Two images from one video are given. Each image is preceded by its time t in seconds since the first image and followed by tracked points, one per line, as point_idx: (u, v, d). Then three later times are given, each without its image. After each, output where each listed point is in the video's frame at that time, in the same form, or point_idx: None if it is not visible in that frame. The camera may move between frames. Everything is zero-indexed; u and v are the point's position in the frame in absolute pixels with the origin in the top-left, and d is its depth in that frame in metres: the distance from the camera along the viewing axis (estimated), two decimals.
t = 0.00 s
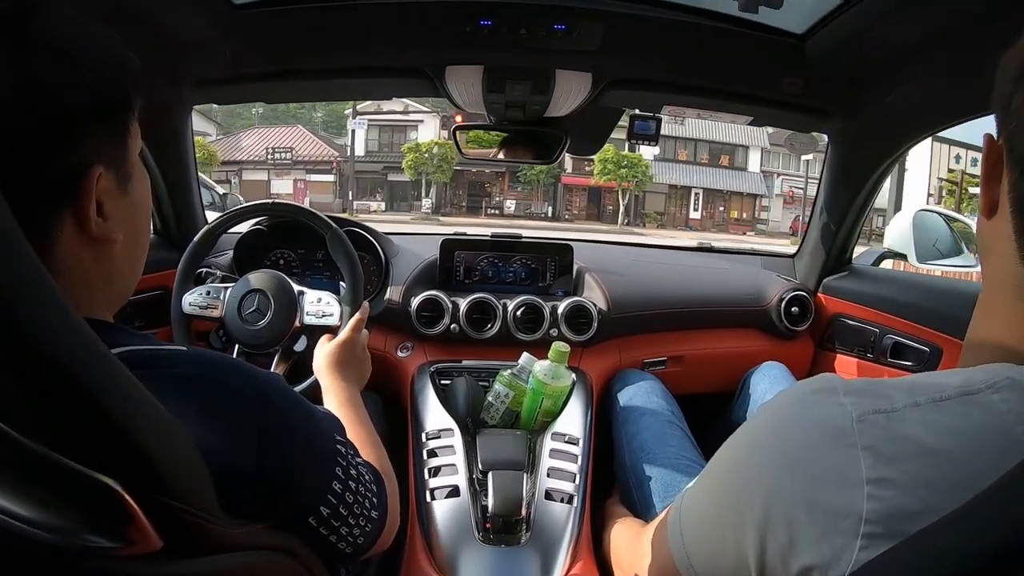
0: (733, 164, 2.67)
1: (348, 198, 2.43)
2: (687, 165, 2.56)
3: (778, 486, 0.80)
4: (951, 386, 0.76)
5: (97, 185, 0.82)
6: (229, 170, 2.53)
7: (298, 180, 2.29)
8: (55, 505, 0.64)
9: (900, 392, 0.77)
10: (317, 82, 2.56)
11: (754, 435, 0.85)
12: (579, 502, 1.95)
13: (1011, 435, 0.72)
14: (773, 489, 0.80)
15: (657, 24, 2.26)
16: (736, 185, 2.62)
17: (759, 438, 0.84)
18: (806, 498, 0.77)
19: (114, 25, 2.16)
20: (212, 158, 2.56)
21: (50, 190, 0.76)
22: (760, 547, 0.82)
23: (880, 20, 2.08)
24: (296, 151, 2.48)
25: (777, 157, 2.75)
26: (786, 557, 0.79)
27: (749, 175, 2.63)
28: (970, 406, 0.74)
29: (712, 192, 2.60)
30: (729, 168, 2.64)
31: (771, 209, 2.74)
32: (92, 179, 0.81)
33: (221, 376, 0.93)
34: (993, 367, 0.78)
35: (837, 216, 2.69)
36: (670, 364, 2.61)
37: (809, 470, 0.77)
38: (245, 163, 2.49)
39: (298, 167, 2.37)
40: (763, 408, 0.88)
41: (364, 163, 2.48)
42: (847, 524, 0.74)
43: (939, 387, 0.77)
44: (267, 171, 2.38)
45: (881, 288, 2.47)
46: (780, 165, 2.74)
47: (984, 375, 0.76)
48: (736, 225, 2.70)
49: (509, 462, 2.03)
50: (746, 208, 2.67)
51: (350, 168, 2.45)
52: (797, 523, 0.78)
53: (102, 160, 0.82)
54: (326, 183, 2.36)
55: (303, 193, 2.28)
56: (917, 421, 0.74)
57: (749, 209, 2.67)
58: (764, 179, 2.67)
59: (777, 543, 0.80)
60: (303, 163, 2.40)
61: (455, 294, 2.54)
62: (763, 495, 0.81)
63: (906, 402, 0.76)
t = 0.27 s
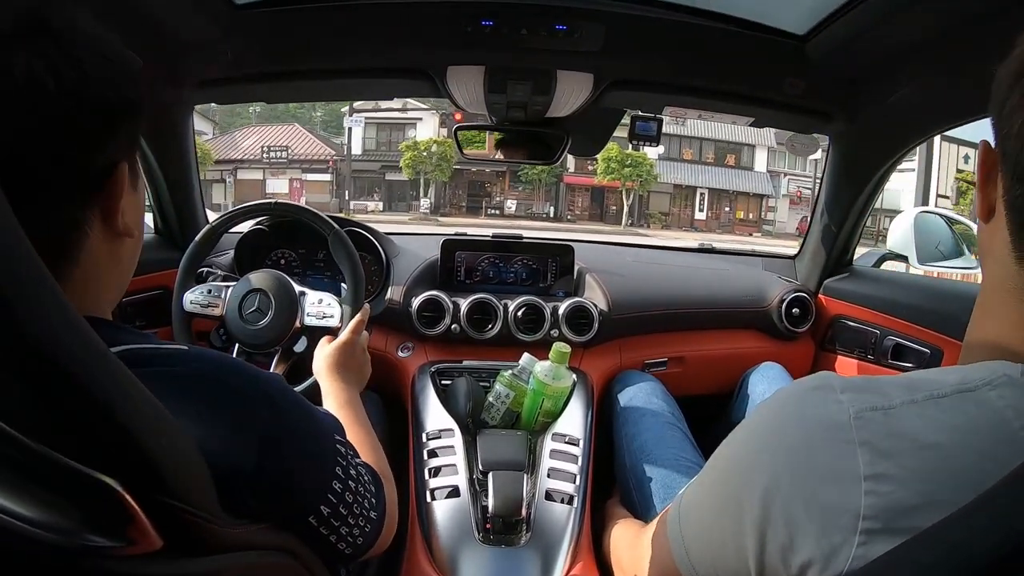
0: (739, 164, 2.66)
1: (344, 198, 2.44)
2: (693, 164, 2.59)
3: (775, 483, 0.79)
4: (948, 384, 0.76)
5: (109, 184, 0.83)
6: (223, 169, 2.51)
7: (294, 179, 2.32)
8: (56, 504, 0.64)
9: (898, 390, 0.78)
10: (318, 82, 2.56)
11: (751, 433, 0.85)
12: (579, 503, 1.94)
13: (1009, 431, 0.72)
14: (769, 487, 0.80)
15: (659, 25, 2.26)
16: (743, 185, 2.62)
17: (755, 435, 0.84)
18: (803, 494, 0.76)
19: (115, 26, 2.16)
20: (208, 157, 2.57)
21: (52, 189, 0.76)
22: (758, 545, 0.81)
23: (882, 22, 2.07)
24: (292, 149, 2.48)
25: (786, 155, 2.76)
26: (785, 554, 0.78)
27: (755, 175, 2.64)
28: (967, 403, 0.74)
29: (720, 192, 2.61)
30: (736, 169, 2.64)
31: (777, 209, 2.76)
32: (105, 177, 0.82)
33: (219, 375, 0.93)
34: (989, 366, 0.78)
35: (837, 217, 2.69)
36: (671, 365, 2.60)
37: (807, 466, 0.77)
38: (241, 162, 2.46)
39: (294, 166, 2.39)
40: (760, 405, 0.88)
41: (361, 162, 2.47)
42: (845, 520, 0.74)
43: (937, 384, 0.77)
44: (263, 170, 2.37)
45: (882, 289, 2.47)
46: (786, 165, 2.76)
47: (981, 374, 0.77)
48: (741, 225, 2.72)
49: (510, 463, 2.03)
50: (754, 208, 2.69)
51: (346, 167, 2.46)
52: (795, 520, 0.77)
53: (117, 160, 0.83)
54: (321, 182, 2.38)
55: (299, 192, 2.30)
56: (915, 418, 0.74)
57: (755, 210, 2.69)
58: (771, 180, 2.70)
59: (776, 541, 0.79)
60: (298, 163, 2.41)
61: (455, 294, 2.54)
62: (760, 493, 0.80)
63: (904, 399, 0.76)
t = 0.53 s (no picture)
0: (744, 163, 2.66)
1: (340, 198, 2.43)
2: (697, 164, 2.58)
3: (791, 471, 0.79)
4: (968, 378, 0.76)
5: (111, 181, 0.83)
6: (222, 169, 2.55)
7: (290, 179, 2.34)
8: (56, 504, 0.65)
9: (917, 381, 0.77)
10: (318, 82, 2.57)
11: (769, 420, 0.85)
12: (581, 502, 1.94)
13: None
14: (785, 474, 0.80)
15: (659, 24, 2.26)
16: (748, 186, 2.63)
17: (774, 422, 0.84)
18: (820, 483, 0.76)
19: (115, 27, 2.16)
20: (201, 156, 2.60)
21: (58, 192, 0.76)
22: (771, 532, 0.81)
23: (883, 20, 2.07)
24: (288, 148, 2.51)
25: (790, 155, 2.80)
26: (797, 543, 0.78)
27: (761, 175, 2.66)
28: (986, 398, 0.74)
29: (724, 192, 2.61)
30: (741, 168, 2.64)
31: (783, 209, 2.80)
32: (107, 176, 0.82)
33: (221, 374, 0.93)
34: (1005, 364, 0.77)
35: (838, 216, 2.69)
36: (671, 364, 2.60)
37: (825, 455, 0.77)
38: (235, 162, 2.53)
39: (289, 164, 2.41)
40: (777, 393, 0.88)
41: (357, 160, 2.48)
42: (860, 511, 0.74)
43: (955, 378, 0.77)
44: (258, 169, 2.42)
45: (883, 288, 2.47)
46: (791, 165, 2.79)
47: (998, 369, 0.76)
48: (746, 226, 2.74)
49: (512, 462, 2.03)
50: (762, 210, 2.72)
51: (342, 167, 2.45)
52: (809, 509, 0.77)
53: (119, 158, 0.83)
54: (318, 181, 2.38)
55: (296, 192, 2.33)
56: (934, 411, 0.74)
57: (761, 210, 2.71)
58: (776, 180, 2.75)
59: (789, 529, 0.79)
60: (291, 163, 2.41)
61: (456, 294, 2.54)
62: (777, 480, 0.80)
63: (923, 390, 0.76)
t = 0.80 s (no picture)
0: (747, 163, 2.68)
1: (337, 197, 2.42)
2: (699, 163, 2.60)
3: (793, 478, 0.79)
4: (970, 384, 0.75)
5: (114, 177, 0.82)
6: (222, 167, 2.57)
7: (286, 177, 2.32)
8: (58, 503, 0.65)
9: (918, 388, 0.77)
10: (318, 81, 2.56)
11: (771, 429, 0.85)
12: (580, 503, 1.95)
13: None
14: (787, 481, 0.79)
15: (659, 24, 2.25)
16: (756, 186, 2.61)
17: (776, 431, 0.84)
18: (820, 489, 0.75)
19: (114, 27, 2.15)
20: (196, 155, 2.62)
21: (61, 191, 0.76)
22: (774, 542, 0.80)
23: (883, 22, 2.07)
24: (284, 147, 2.47)
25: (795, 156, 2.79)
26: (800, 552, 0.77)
27: (766, 176, 2.66)
28: (988, 403, 0.73)
29: (727, 192, 2.58)
30: (746, 167, 2.66)
31: (787, 210, 2.82)
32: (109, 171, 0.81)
33: (221, 373, 0.93)
34: (1005, 366, 0.77)
35: (837, 216, 2.70)
36: (671, 364, 2.60)
37: (824, 461, 0.76)
38: (230, 160, 2.54)
39: (286, 164, 2.38)
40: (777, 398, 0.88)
41: (354, 160, 2.48)
42: (861, 517, 0.73)
43: (956, 384, 0.76)
44: (253, 169, 2.40)
45: (882, 289, 2.47)
46: (795, 165, 2.78)
47: (1001, 375, 0.75)
48: (750, 227, 2.73)
49: (511, 462, 2.03)
50: (767, 211, 2.73)
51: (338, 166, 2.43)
52: (809, 515, 0.76)
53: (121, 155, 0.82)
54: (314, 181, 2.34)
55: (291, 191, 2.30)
56: (935, 416, 0.73)
57: (765, 211, 2.71)
58: (781, 180, 2.72)
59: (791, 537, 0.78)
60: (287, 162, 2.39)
61: (455, 294, 2.54)
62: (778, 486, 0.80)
63: (924, 396, 0.75)
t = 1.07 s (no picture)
0: (750, 163, 2.69)
1: (334, 197, 2.41)
2: (703, 163, 2.56)
3: (781, 475, 0.79)
4: (955, 376, 0.75)
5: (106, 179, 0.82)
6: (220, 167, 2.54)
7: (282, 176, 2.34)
8: (58, 503, 0.65)
9: (903, 382, 0.77)
10: (318, 82, 2.56)
11: (760, 428, 0.85)
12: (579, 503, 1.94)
13: (1013, 424, 0.69)
14: (776, 479, 0.79)
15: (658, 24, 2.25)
16: (759, 186, 2.63)
17: (765, 430, 0.84)
18: (809, 486, 0.76)
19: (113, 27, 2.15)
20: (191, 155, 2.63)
21: (62, 191, 0.76)
22: (766, 539, 0.80)
23: (883, 22, 2.07)
24: (280, 146, 2.49)
25: (799, 156, 2.78)
26: (792, 549, 0.77)
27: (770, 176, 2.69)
28: (973, 394, 0.73)
29: (730, 192, 2.59)
30: (749, 167, 2.68)
31: (791, 211, 2.83)
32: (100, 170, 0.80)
33: (221, 373, 0.93)
34: (991, 360, 0.76)
35: (837, 216, 2.70)
36: (671, 364, 2.60)
37: (812, 458, 0.76)
38: (225, 160, 2.55)
39: (282, 164, 2.39)
40: (765, 397, 0.89)
41: (351, 159, 2.46)
42: (850, 512, 0.72)
43: (942, 378, 0.76)
44: (249, 169, 2.41)
45: (882, 289, 2.47)
46: (799, 165, 2.79)
47: (987, 366, 0.75)
48: (754, 227, 2.75)
49: (510, 463, 2.03)
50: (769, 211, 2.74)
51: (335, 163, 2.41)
52: (800, 514, 0.76)
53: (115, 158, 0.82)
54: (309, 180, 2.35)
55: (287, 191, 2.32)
56: (919, 408, 0.73)
57: (768, 211, 2.73)
58: (784, 179, 2.75)
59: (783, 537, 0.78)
60: (282, 162, 2.39)
61: (455, 294, 2.54)
62: (768, 484, 0.80)
63: (908, 390, 0.75)
